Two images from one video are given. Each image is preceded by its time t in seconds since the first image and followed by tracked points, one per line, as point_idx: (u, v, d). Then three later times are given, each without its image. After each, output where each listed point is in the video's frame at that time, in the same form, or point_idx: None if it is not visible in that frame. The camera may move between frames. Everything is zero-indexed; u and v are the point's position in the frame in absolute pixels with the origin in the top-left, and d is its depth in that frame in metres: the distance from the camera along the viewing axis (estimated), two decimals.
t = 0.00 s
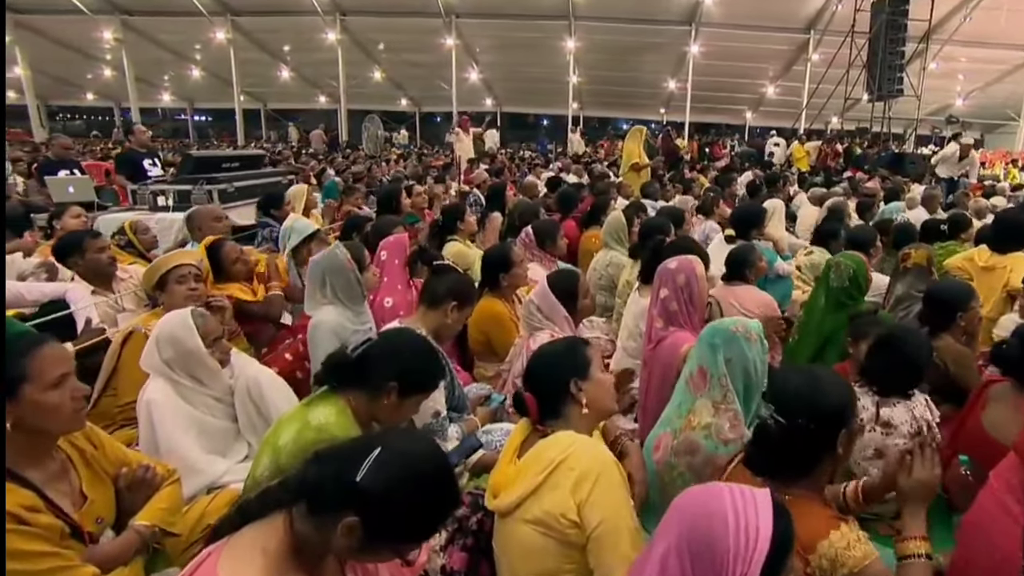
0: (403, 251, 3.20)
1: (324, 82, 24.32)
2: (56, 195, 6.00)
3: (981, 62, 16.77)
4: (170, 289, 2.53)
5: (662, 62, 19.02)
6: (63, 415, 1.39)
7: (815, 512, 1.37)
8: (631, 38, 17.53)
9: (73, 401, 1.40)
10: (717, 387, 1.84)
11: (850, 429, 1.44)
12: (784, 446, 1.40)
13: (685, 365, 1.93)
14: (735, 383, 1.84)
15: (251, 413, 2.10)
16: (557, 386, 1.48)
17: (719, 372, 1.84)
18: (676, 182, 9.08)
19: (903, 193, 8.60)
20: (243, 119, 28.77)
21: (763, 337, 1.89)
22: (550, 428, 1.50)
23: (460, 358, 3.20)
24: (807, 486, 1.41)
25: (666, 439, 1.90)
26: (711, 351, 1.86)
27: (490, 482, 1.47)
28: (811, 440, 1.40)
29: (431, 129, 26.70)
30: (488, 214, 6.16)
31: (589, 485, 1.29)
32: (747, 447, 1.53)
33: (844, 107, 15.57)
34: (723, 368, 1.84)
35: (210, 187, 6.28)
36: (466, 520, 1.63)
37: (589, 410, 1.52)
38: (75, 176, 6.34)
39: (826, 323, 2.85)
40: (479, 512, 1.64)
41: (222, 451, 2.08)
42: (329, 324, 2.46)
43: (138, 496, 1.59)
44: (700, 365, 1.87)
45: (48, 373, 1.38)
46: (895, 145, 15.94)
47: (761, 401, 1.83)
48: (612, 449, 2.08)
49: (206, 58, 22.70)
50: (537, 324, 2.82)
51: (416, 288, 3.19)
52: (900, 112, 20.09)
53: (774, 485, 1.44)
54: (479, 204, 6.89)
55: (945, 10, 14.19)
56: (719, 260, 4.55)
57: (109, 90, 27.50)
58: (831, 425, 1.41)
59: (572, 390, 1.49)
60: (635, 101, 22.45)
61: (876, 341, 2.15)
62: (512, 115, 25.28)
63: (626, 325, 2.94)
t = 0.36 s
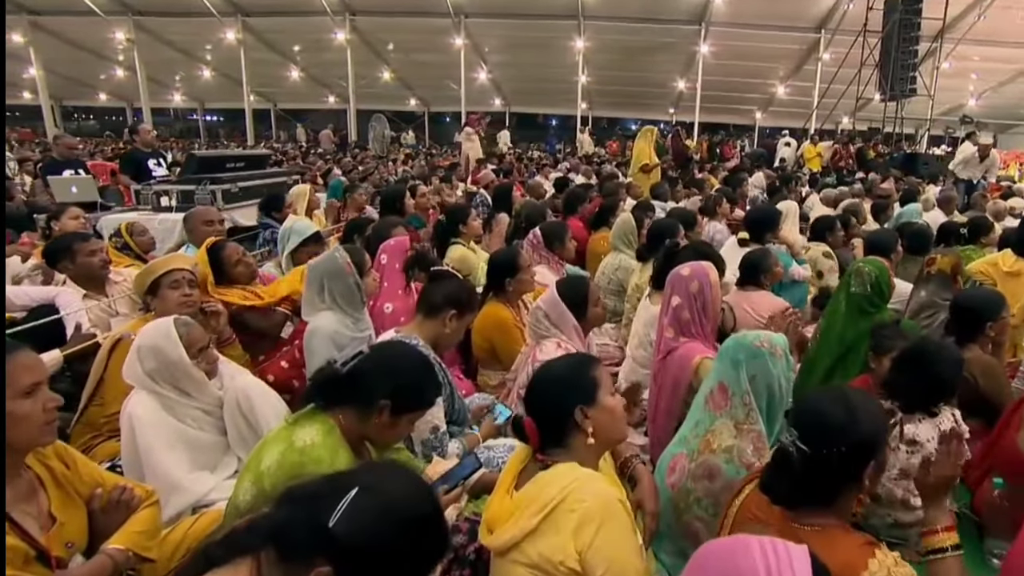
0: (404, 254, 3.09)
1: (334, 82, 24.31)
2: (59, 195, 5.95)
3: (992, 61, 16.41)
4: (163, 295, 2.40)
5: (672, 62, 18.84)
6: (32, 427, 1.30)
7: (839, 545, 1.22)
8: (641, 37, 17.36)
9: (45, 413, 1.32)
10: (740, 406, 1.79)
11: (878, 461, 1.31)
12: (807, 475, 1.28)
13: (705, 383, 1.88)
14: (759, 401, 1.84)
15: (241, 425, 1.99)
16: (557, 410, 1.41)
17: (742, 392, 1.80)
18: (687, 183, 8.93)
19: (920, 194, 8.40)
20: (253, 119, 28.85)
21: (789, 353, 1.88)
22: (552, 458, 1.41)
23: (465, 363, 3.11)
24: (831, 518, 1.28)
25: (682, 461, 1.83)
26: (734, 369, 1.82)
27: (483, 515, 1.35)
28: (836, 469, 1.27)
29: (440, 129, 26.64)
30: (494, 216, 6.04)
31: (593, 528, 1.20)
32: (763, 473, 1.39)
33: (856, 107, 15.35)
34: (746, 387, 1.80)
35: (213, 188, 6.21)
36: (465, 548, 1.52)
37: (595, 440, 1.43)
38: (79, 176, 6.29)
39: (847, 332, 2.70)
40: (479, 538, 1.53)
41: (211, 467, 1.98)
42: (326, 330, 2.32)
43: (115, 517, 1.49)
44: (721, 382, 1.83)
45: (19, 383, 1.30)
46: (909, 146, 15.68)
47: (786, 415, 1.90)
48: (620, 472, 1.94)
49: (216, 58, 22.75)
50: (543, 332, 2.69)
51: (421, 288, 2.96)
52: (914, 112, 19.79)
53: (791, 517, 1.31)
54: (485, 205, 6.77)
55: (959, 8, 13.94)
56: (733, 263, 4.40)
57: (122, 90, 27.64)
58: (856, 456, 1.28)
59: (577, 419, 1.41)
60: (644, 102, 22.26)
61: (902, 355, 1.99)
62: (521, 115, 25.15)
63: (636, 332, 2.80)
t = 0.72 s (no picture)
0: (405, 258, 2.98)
1: (342, 82, 24.30)
2: (60, 196, 5.90)
3: (1002, 60, 16.15)
4: (152, 302, 2.28)
5: (681, 62, 18.67)
6: None
7: None
8: (648, 37, 17.21)
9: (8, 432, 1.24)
10: (755, 425, 1.68)
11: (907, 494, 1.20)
12: (830, 511, 1.16)
13: (716, 401, 1.77)
14: (774, 420, 1.74)
15: (228, 438, 1.90)
16: (555, 434, 1.33)
17: (757, 410, 1.70)
18: (696, 184, 8.80)
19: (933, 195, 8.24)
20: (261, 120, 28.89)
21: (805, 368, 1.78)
22: (551, 491, 1.33)
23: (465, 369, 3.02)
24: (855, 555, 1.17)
25: (692, 483, 1.72)
26: (748, 387, 1.72)
27: (479, 552, 1.28)
28: (861, 503, 1.16)
29: (447, 129, 26.58)
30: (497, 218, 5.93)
31: (597, 570, 1.12)
32: (778, 503, 1.27)
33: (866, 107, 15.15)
34: (761, 406, 1.70)
35: (215, 189, 6.15)
36: None
37: (598, 469, 1.35)
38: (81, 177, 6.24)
39: (866, 341, 2.57)
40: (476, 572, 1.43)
41: (197, 484, 1.88)
42: (321, 338, 2.18)
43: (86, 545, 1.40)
44: (734, 399, 1.72)
45: None
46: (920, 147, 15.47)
47: (802, 434, 1.78)
48: (626, 497, 1.79)
49: (225, 59, 22.79)
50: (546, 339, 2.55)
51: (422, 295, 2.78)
52: (925, 111, 19.54)
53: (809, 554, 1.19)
54: (490, 206, 6.67)
55: (970, 7, 13.73)
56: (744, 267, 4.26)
57: (132, 91, 27.77)
58: (885, 489, 1.17)
59: (580, 448, 1.33)
60: (652, 102, 22.09)
61: (924, 372, 1.89)
62: (528, 115, 25.04)
63: (645, 341, 2.68)
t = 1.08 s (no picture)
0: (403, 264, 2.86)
1: (351, 83, 24.28)
2: (62, 198, 5.86)
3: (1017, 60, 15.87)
4: (138, 312, 2.19)
5: (690, 62, 18.49)
6: None
7: None
8: (657, 37, 17.04)
9: None
10: (769, 448, 1.54)
11: (960, 552, 1.06)
12: None
13: (727, 422, 1.65)
14: (789, 443, 1.60)
15: (210, 458, 1.81)
16: (557, 468, 1.21)
17: (771, 432, 1.55)
18: (705, 186, 8.66)
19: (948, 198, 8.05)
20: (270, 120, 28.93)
21: (822, 387, 1.64)
22: (549, 529, 1.22)
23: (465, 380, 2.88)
24: None
25: (704, 513, 1.59)
26: (762, 409, 1.58)
27: None
28: (904, 565, 1.05)
29: (455, 129, 26.53)
30: (502, 221, 5.81)
31: None
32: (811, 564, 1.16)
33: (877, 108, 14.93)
34: (775, 428, 1.56)
35: (217, 191, 6.09)
36: None
37: (602, 503, 1.24)
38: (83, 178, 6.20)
39: (887, 354, 2.43)
40: None
41: (178, 506, 1.80)
42: (311, 352, 2.06)
43: None
44: (747, 420, 1.59)
45: None
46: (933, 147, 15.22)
47: (819, 457, 1.64)
48: (633, 527, 1.76)
49: (234, 60, 22.84)
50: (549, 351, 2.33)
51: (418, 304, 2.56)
52: (937, 111, 19.26)
53: None
54: (495, 209, 6.57)
55: (984, 5, 13.49)
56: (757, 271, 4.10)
57: (144, 92, 27.93)
58: (934, 549, 1.04)
59: (582, 479, 1.22)
60: (661, 102, 21.90)
61: (955, 397, 1.74)
62: (536, 115, 24.90)
63: (654, 352, 2.55)
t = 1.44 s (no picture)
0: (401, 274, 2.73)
1: (360, 83, 24.26)
2: (62, 200, 5.80)
3: None
4: (117, 326, 2.07)
5: (699, 62, 18.28)
6: None
7: None
8: (667, 37, 16.86)
9: None
10: (783, 484, 1.40)
11: None
12: None
13: (736, 456, 1.50)
14: (805, 477, 1.44)
15: (187, 483, 1.71)
16: (557, 512, 1.08)
17: (785, 465, 1.41)
18: (714, 188, 8.51)
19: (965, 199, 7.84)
20: (279, 120, 28.97)
21: (839, 414, 1.47)
22: None
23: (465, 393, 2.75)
24: None
25: (714, 555, 1.46)
26: (776, 440, 1.43)
27: None
28: None
29: (463, 129, 26.44)
30: (507, 224, 5.67)
31: None
32: None
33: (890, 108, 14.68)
34: (790, 461, 1.41)
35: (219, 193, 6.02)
36: None
37: (605, 552, 1.10)
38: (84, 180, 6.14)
39: (912, 373, 2.28)
40: None
41: (154, 534, 1.70)
42: (294, 370, 1.98)
43: None
44: (757, 454, 1.45)
45: None
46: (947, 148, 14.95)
47: (839, 492, 1.48)
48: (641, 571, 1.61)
49: (245, 61, 22.87)
50: (558, 363, 2.03)
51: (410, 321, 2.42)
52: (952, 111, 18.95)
53: None
54: (500, 211, 6.45)
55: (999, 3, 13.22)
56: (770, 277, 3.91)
57: (155, 93, 28.06)
58: None
59: (584, 526, 1.08)
60: (670, 103, 21.69)
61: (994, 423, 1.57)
62: (545, 116, 24.75)
63: (663, 368, 2.40)
